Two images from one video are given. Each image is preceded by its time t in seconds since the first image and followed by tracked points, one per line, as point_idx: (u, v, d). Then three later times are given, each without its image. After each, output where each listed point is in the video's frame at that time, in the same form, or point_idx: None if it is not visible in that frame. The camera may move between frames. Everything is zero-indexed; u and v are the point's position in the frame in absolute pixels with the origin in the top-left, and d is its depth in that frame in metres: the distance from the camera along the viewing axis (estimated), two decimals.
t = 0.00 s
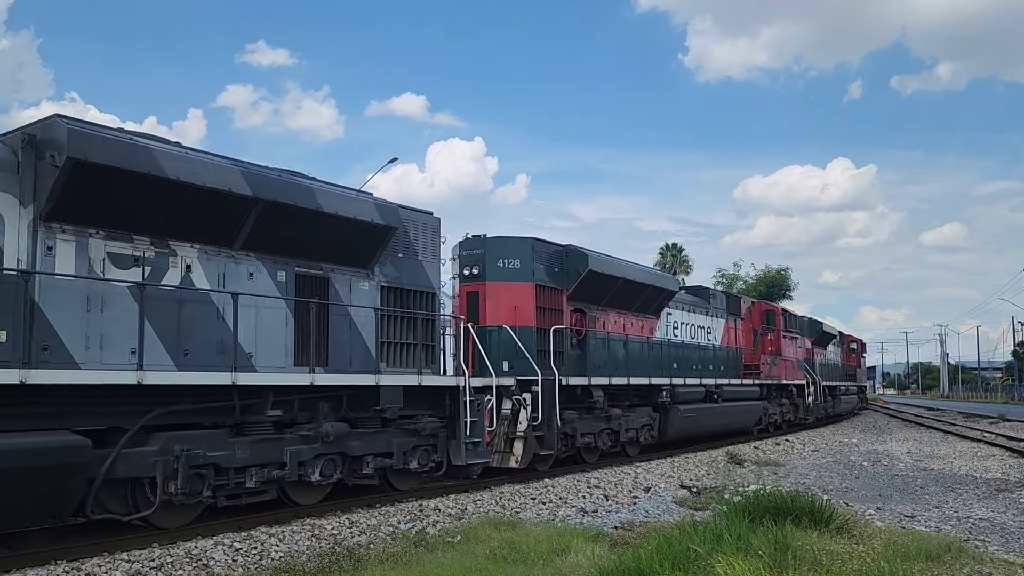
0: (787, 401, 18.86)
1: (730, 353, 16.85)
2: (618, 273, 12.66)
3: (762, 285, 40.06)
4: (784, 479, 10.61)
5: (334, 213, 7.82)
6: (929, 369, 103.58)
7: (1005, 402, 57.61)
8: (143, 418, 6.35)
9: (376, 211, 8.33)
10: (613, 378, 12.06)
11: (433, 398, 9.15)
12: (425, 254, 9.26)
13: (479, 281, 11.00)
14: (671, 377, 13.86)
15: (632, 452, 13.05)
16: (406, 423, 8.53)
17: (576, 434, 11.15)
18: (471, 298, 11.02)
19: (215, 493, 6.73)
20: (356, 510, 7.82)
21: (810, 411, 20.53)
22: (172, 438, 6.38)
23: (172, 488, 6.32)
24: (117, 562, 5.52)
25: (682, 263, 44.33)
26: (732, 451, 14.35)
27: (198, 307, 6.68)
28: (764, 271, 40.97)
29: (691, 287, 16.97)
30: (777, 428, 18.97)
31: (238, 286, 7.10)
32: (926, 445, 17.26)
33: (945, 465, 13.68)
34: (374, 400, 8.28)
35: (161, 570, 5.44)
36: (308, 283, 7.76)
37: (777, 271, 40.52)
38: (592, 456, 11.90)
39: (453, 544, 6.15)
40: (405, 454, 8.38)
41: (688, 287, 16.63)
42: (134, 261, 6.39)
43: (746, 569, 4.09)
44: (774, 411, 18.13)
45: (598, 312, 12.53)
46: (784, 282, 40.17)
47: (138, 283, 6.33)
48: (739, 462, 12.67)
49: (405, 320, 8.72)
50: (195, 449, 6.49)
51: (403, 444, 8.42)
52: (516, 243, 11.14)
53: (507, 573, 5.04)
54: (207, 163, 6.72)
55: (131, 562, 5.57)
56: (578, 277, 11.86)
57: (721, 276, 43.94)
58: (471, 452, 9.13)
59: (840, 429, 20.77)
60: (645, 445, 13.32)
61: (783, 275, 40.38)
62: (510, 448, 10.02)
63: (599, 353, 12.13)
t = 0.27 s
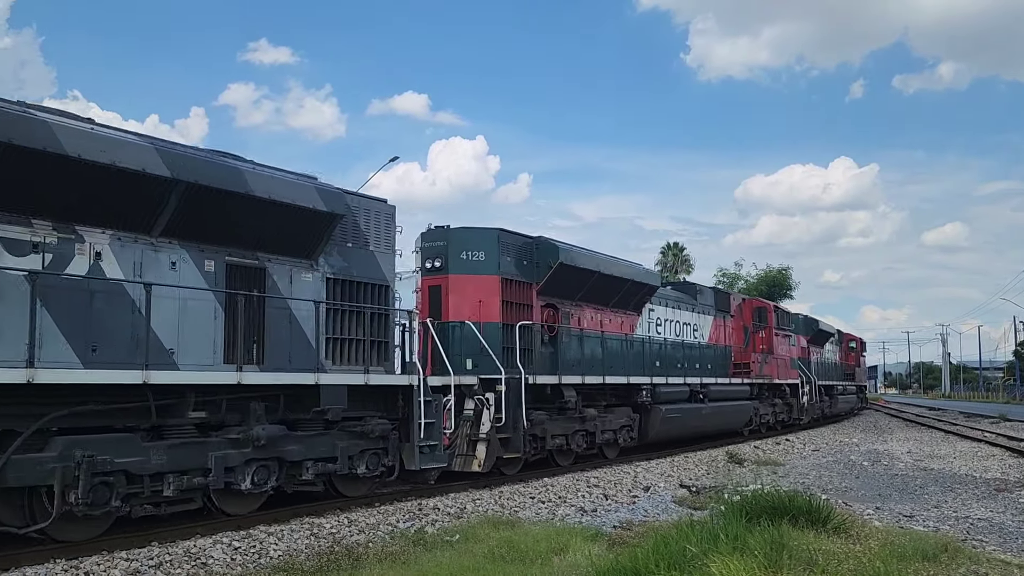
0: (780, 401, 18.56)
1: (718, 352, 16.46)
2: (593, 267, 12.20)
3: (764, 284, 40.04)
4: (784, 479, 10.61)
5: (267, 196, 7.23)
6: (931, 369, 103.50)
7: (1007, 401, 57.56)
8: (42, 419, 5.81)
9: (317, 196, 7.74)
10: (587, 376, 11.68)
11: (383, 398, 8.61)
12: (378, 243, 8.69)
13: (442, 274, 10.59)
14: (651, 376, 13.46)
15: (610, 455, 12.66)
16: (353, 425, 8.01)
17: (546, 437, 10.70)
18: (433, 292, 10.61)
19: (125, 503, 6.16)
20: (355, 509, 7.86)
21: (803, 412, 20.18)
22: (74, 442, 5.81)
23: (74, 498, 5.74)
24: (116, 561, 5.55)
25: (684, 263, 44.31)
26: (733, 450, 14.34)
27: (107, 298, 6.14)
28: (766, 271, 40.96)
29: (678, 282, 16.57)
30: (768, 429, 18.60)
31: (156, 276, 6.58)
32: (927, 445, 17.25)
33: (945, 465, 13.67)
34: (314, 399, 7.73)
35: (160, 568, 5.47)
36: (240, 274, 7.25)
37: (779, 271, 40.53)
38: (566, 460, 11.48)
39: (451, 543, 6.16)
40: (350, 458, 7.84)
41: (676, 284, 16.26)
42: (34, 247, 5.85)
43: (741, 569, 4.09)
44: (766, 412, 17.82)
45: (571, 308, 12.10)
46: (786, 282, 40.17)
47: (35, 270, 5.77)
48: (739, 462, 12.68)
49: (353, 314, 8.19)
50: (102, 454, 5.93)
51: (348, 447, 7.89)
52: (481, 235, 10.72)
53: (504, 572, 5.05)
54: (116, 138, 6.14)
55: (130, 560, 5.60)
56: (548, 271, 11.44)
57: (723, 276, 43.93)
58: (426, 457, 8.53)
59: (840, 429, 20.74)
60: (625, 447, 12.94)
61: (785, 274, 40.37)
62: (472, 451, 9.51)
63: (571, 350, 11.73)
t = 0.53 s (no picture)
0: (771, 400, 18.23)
1: (704, 349, 15.94)
2: (567, 258, 11.43)
3: (765, 283, 40.02)
4: (783, 477, 10.62)
5: (191, 178, 6.53)
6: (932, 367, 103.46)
7: (1009, 400, 57.52)
8: None
9: (248, 178, 7.02)
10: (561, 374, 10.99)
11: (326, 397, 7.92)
12: (321, 229, 8.04)
13: (400, 265, 9.87)
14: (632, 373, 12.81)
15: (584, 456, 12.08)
16: (291, 427, 7.33)
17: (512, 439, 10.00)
18: (391, 286, 9.89)
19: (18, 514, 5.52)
20: (354, 507, 7.87)
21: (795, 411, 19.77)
22: None
23: None
24: (115, 558, 5.57)
25: (685, 262, 44.31)
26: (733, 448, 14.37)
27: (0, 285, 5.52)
28: (767, 269, 40.94)
29: (662, 277, 16.06)
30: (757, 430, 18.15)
31: (59, 262, 5.94)
32: (927, 443, 17.25)
33: (945, 463, 13.68)
34: (244, 400, 7.03)
35: (159, 566, 5.49)
36: (159, 262, 6.59)
37: (780, 269, 40.51)
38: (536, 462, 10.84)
39: (451, 541, 6.17)
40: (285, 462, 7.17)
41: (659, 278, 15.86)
42: None
43: (737, 567, 4.10)
44: (756, 411, 17.47)
45: (545, 302, 11.39)
46: (787, 280, 40.16)
47: None
48: (739, 460, 12.68)
49: (291, 306, 7.53)
50: None
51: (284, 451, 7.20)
52: (443, 222, 9.99)
53: (502, 570, 5.05)
54: (2, 108, 5.39)
55: (129, 557, 5.61)
56: (518, 263, 10.63)
57: (724, 274, 43.91)
58: (372, 460, 7.93)
59: (840, 428, 20.72)
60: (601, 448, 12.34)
61: (786, 273, 40.35)
62: (431, 454, 8.96)
63: (545, 346, 11.02)
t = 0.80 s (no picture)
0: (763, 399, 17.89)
1: (689, 346, 15.47)
2: (535, 249, 10.91)
3: (767, 281, 40.01)
4: (784, 475, 10.63)
5: (96, 155, 5.84)
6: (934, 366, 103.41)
7: (1010, 399, 57.49)
8: None
9: (170, 158, 6.35)
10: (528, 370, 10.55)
11: (265, 396, 7.27)
12: (258, 216, 7.32)
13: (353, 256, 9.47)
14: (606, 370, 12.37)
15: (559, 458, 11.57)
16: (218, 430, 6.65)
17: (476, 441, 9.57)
18: (344, 277, 9.49)
19: None
20: (355, 505, 7.88)
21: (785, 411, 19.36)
22: None
23: None
24: (118, 556, 5.58)
25: (687, 260, 44.32)
26: (735, 447, 14.42)
27: None
28: (768, 267, 40.93)
29: (647, 271, 15.57)
30: (744, 430, 17.76)
31: None
32: (929, 442, 17.27)
33: (946, 462, 13.69)
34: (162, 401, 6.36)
35: (162, 563, 5.50)
36: (65, 248, 5.93)
37: (781, 268, 40.50)
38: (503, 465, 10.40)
39: (452, 538, 6.18)
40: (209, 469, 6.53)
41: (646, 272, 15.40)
42: None
43: (738, 565, 4.10)
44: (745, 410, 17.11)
45: (513, 295, 10.93)
46: (788, 278, 40.15)
47: None
48: (740, 459, 12.68)
49: (221, 299, 6.82)
50: None
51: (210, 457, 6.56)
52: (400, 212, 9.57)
53: (504, 568, 5.06)
54: None
55: (132, 555, 5.63)
56: (480, 253, 10.15)
57: (725, 272, 43.90)
58: (315, 465, 7.24)
59: (841, 426, 20.68)
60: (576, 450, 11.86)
61: (787, 271, 40.35)
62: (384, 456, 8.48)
63: (510, 342, 10.59)
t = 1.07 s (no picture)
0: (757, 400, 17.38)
1: (676, 345, 14.85)
2: (506, 241, 10.31)
3: (771, 281, 39.95)
4: (789, 475, 10.61)
5: None
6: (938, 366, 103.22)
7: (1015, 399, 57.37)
8: None
9: (74, 134, 5.67)
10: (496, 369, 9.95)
11: (190, 396, 6.60)
12: (186, 202, 6.75)
13: (302, 247, 8.83)
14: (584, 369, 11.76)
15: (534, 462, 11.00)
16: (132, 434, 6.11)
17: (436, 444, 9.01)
18: (293, 269, 8.85)
19: None
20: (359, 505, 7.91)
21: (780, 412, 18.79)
22: None
23: None
24: (123, 555, 5.59)
25: (690, 260, 44.30)
26: (739, 447, 14.43)
27: None
28: (772, 267, 40.86)
29: (633, 266, 14.91)
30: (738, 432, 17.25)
31: None
32: (934, 442, 17.23)
33: (951, 462, 13.66)
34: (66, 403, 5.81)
35: (167, 563, 5.51)
36: None
37: (785, 268, 40.43)
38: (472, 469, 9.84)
39: (456, 538, 6.18)
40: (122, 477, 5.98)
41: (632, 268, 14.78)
42: None
43: (744, 565, 4.10)
44: (739, 412, 16.61)
45: (482, 290, 10.31)
46: (792, 278, 40.09)
47: None
48: (744, 459, 12.65)
49: (134, 290, 6.20)
50: None
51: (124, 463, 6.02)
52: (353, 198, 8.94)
53: (508, 568, 5.06)
54: None
55: (137, 555, 5.64)
56: (443, 244, 9.53)
57: (729, 272, 43.85)
58: (247, 472, 6.65)
59: (844, 426, 20.62)
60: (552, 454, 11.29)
61: (791, 271, 40.29)
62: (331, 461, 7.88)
63: (478, 339, 9.96)
